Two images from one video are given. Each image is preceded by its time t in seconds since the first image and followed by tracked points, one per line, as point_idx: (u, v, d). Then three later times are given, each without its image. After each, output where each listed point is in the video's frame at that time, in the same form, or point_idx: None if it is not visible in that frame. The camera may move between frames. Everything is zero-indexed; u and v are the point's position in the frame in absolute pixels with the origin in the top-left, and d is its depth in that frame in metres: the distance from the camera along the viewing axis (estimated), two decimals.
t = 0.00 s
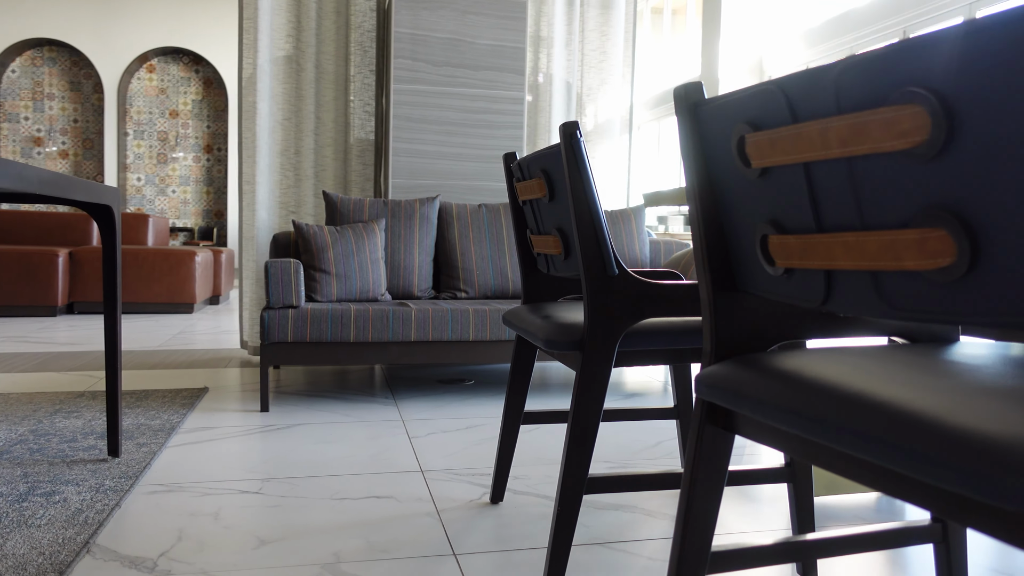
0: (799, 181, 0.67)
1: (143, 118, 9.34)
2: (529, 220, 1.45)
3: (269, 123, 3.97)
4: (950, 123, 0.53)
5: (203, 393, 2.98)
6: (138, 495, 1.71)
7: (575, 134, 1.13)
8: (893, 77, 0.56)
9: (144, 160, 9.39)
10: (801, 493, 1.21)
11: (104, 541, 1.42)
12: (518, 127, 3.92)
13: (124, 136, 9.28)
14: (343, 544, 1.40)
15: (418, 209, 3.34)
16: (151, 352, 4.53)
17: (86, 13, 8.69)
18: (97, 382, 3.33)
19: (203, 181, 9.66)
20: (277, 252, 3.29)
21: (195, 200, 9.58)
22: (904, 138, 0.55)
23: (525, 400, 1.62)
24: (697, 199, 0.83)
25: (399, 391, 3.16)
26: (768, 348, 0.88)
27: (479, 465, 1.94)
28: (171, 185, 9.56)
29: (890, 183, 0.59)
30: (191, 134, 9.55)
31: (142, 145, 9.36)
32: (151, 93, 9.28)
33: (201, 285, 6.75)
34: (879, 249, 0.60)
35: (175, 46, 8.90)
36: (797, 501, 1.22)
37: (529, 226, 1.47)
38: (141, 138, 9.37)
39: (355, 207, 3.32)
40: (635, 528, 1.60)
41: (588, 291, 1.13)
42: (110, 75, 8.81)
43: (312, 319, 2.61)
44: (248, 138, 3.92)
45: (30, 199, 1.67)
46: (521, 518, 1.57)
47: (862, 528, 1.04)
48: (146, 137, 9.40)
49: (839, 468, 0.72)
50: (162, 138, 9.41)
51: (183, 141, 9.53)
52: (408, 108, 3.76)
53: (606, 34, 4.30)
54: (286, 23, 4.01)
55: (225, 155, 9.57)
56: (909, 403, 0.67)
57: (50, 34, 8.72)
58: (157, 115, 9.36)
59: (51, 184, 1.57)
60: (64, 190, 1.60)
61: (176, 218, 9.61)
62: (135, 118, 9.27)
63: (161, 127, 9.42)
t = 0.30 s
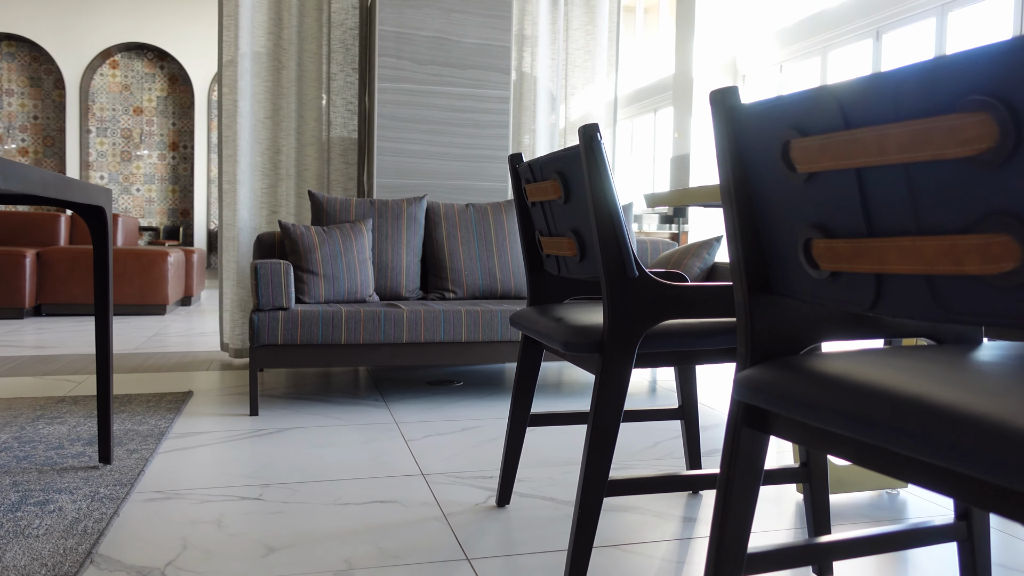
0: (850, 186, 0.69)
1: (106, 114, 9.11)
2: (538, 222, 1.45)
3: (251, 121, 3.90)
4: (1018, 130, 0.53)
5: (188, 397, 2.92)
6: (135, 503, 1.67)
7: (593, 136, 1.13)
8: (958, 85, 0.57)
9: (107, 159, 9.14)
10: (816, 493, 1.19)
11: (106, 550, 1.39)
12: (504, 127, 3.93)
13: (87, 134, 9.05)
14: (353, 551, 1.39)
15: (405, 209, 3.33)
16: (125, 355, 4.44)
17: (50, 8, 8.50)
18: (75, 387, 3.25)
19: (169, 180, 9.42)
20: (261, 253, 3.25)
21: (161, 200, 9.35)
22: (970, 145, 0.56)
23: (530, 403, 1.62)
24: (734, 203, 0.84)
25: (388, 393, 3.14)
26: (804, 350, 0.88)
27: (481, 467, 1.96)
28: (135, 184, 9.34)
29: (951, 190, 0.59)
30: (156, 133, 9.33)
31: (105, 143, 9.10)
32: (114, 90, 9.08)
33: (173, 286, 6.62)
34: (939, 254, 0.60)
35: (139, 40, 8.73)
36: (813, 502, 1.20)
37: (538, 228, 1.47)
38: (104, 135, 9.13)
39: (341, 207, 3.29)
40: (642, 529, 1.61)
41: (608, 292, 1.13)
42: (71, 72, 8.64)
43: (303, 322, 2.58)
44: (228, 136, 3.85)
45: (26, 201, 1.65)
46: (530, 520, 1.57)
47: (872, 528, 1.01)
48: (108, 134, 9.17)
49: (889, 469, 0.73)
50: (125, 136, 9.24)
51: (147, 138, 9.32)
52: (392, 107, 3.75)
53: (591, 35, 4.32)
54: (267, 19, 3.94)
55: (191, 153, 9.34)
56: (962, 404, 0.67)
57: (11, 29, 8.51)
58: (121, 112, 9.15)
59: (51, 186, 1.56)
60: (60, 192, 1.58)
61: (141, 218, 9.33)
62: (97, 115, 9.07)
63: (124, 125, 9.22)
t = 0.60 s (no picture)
0: (901, 193, 0.69)
1: (68, 111, 9.02)
2: (549, 223, 1.45)
3: (231, 119, 3.83)
4: None
5: (173, 400, 2.86)
6: (132, 510, 1.63)
7: (613, 139, 1.12)
8: None
9: (69, 155, 9.08)
10: (835, 494, 1.20)
11: (108, 561, 1.35)
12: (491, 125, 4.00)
13: (47, 130, 8.94)
14: (365, 557, 1.38)
15: (393, 209, 3.35)
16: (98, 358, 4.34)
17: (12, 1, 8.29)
18: (52, 391, 3.16)
19: (132, 178, 9.40)
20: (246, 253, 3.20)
21: (125, 197, 9.27)
22: None
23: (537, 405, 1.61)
24: (771, 208, 0.84)
25: (379, 395, 3.12)
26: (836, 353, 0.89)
27: (483, 470, 1.97)
28: (98, 182, 9.26)
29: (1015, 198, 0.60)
30: (122, 129, 9.27)
31: (67, 140, 9.05)
32: (75, 86, 8.97)
33: (145, 286, 6.50)
34: (1002, 261, 0.61)
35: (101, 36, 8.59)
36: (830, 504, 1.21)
37: (548, 229, 1.46)
38: (65, 132, 9.06)
39: (326, 207, 3.28)
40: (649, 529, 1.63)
41: (629, 296, 1.13)
42: (31, 68, 8.46)
43: (293, 323, 2.55)
44: (208, 135, 3.78)
45: (18, 202, 1.63)
46: (539, 522, 1.57)
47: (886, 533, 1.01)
48: (70, 131, 9.10)
49: (934, 471, 0.73)
50: (87, 133, 9.16)
51: (111, 135, 9.25)
52: (378, 105, 3.78)
53: (576, 33, 4.37)
54: (246, 16, 3.86)
55: (157, 150, 9.38)
56: (1013, 407, 0.68)
57: None
58: (82, 108, 9.07)
59: (48, 188, 1.55)
60: (53, 191, 1.54)
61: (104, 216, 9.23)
62: (58, 112, 8.98)
63: (86, 121, 9.14)
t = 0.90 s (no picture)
0: (954, 194, 0.68)
1: (32, 107, 8.90)
2: (562, 225, 1.45)
3: (214, 116, 3.76)
4: None
5: (160, 404, 2.80)
6: (132, 519, 1.58)
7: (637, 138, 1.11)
8: None
9: (33, 151, 8.92)
10: (856, 493, 1.20)
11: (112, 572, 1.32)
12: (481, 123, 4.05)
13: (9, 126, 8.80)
14: (379, 564, 1.38)
15: (384, 208, 3.39)
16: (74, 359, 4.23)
17: None
18: (31, 396, 3.08)
19: (99, 175, 9.19)
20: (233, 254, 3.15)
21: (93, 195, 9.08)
22: None
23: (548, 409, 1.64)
24: (810, 210, 0.83)
25: (371, 399, 3.10)
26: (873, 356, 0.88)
27: (487, 473, 2.00)
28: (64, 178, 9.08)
29: None
30: (88, 125, 9.10)
31: (30, 136, 8.89)
32: (39, 80, 8.85)
33: (118, 286, 6.39)
34: None
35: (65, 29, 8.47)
36: (850, 504, 1.20)
37: (562, 231, 1.46)
38: (28, 127, 8.88)
39: (316, 206, 3.30)
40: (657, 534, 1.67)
41: (653, 297, 1.12)
42: None
43: (286, 325, 2.53)
44: (190, 131, 3.70)
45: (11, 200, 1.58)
46: (550, 529, 1.59)
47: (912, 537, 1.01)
48: (33, 126, 8.92)
49: (985, 473, 0.73)
50: (52, 128, 9.01)
51: (77, 131, 9.07)
52: (365, 102, 3.81)
53: (565, 32, 4.39)
54: (229, 11, 3.80)
55: (125, 146, 9.17)
56: None
57: None
58: (46, 103, 8.93)
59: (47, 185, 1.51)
60: (51, 188, 1.50)
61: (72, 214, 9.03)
62: (21, 107, 8.84)
63: (51, 116, 8.98)
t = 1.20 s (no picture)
0: None
1: (0, 102, 8.81)
2: (580, 224, 1.42)
3: (200, 111, 3.68)
4: None
5: (150, 406, 2.74)
6: (134, 527, 1.54)
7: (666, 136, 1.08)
8: None
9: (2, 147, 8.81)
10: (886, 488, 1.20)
11: None
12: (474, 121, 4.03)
13: None
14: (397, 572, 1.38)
15: (378, 207, 3.39)
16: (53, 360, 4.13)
17: None
18: (13, 398, 2.99)
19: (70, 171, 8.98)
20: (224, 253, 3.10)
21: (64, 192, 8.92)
22: None
23: (562, 408, 1.65)
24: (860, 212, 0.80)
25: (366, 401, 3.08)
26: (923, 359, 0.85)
27: (496, 477, 2.02)
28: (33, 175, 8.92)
29: None
30: (57, 121, 8.93)
31: None
32: (7, 74, 8.75)
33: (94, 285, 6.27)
34: None
35: (34, 23, 8.36)
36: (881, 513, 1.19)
37: (579, 229, 1.44)
38: None
39: (309, 204, 3.28)
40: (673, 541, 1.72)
41: (685, 298, 1.10)
42: None
43: (283, 326, 2.50)
44: (175, 128, 3.63)
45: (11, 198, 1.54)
46: (566, 534, 1.59)
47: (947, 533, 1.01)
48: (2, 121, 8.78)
49: None
50: (21, 124, 8.84)
51: (46, 127, 8.91)
52: (356, 99, 3.77)
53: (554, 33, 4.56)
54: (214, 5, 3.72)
55: (97, 143, 8.95)
56: None
57: None
58: (15, 98, 8.81)
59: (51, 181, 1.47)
60: (54, 185, 1.46)
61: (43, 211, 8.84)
62: None
63: (20, 112, 8.84)
